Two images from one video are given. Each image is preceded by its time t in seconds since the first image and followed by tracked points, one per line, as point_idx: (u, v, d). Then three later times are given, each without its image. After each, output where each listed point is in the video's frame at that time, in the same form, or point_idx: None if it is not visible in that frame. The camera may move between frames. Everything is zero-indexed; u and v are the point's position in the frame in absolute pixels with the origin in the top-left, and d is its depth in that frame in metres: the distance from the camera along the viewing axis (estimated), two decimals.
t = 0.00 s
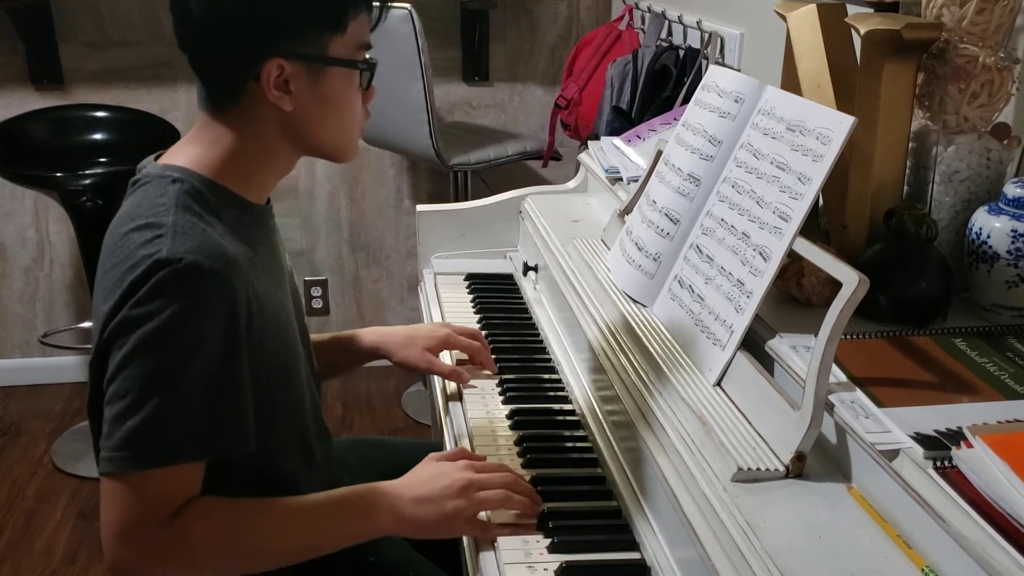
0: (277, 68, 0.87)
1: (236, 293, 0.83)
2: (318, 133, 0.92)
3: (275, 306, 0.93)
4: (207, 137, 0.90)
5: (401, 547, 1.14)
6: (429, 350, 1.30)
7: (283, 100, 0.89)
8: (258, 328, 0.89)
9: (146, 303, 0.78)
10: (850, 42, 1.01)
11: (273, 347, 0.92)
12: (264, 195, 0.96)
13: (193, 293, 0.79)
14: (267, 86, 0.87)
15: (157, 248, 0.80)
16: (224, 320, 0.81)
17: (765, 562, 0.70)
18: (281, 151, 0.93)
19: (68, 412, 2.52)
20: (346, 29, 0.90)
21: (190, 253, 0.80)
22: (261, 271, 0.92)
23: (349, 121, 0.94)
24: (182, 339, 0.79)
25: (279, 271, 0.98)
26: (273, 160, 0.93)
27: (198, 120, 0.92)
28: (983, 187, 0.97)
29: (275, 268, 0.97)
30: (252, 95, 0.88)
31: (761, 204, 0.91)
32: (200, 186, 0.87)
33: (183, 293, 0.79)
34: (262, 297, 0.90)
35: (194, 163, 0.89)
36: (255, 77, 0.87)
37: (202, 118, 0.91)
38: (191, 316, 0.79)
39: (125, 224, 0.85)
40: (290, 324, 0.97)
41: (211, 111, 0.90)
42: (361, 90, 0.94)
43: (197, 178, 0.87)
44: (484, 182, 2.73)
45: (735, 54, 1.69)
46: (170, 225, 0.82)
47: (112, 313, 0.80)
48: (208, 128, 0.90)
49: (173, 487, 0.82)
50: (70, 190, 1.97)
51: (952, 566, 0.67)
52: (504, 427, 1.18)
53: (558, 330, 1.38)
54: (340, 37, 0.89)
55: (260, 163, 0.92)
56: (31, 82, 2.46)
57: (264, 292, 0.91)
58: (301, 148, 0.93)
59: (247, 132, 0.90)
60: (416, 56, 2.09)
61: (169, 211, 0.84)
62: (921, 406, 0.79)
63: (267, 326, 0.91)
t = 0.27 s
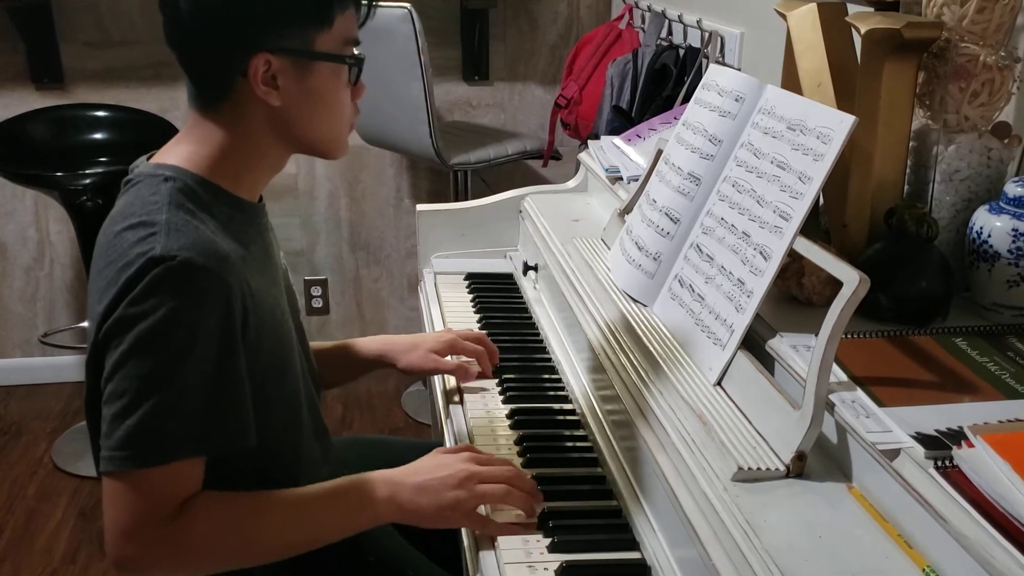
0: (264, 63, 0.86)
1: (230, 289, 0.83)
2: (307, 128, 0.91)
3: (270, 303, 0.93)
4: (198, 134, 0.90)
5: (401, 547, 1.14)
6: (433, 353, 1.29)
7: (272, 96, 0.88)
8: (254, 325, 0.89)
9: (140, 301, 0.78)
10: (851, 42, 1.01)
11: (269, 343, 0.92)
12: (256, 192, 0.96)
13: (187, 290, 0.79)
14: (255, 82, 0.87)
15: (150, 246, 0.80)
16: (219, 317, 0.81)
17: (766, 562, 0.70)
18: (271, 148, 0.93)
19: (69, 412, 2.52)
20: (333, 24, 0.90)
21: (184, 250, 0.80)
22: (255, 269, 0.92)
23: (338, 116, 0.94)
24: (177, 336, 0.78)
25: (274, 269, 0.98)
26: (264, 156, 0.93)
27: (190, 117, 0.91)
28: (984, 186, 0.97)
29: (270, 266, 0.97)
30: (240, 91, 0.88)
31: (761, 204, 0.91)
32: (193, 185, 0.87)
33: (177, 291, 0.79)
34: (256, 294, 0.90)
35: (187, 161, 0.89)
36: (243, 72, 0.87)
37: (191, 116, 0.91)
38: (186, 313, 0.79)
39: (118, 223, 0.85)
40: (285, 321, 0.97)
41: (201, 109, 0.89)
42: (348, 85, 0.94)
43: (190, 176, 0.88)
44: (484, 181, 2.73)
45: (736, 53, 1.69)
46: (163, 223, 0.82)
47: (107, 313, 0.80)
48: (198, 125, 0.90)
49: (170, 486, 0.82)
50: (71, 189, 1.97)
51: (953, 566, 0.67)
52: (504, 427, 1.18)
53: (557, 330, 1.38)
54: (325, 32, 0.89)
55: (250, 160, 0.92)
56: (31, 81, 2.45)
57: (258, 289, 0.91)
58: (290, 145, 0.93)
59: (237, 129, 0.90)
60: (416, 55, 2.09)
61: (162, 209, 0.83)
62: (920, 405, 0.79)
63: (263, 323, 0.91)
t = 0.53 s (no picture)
0: (262, 62, 0.87)
1: (228, 286, 0.83)
2: (306, 128, 0.91)
3: (268, 301, 0.93)
4: (198, 133, 0.90)
5: (402, 547, 1.14)
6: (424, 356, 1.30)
7: (270, 95, 0.88)
8: (252, 323, 0.89)
9: (139, 298, 0.78)
10: (851, 41, 1.01)
11: (267, 341, 0.92)
12: (254, 192, 0.96)
13: (186, 288, 0.79)
14: (253, 80, 0.87)
15: (149, 243, 0.80)
16: (217, 314, 0.82)
17: (765, 562, 0.70)
18: (269, 148, 0.93)
19: (69, 411, 2.52)
20: (333, 24, 0.90)
21: (183, 247, 0.80)
22: (254, 267, 0.92)
23: (337, 117, 0.94)
24: (175, 334, 0.79)
25: (272, 268, 0.99)
26: (263, 156, 0.93)
27: (189, 115, 0.92)
28: (984, 185, 0.97)
29: (268, 265, 0.97)
30: (238, 89, 0.88)
31: (762, 203, 0.91)
32: (192, 183, 0.87)
33: (175, 288, 0.79)
34: (255, 292, 0.90)
35: (187, 160, 0.89)
36: (241, 72, 0.87)
37: (191, 114, 0.91)
38: (184, 310, 0.79)
39: (116, 221, 0.85)
40: (284, 319, 0.97)
41: (201, 108, 0.90)
42: (348, 86, 0.94)
43: (188, 175, 0.88)
44: (484, 180, 2.73)
45: (736, 52, 1.69)
46: (162, 221, 0.82)
47: (105, 310, 0.80)
48: (197, 124, 0.90)
49: (168, 484, 0.82)
50: (71, 188, 1.97)
51: (954, 565, 0.67)
52: (504, 425, 1.18)
53: (558, 329, 1.38)
54: (326, 32, 0.89)
55: (248, 159, 0.92)
56: (31, 80, 2.46)
57: (257, 288, 0.91)
58: (289, 145, 0.93)
59: (236, 128, 0.90)
60: (416, 54, 2.09)
61: (161, 207, 0.84)
62: (921, 404, 0.79)
63: (261, 321, 0.91)
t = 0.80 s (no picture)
0: (271, 68, 0.87)
1: (236, 292, 0.83)
2: (314, 133, 0.92)
3: (274, 303, 0.93)
4: (205, 136, 0.90)
5: (403, 546, 1.14)
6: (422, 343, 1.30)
7: (278, 100, 0.89)
8: (258, 327, 0.90)
9: (148, 304, 0.78)
10: (851, 41, 1.01)
11: (273, 345, 0.92)
12: (261, 196, 0.96)
13: (194, 294, 0.79)
14: (262, 85, 0.87)
15: (158, 247, 0.80)
16: (225, 320, 0.82)
17: (766, 562, 0.70)
18: (277, 152, 0.93)
19: (70, 411, 2.53)
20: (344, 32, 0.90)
21: (191, 253, 0.80)
22: (260, 271, 0.92)
23: (345, 124, 0.94)
24: (184, 340, 0.79)
25: (278, 270, 0.99)
26: (270, 160, 0.93)
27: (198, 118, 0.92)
28: (983, 186, 0.97)
29: (273, 268, 0.97)
30: (246, 94, 0.88)
31: (761, 203, 0.92)
32: (200, 187, 0.88)
33: (184, 293, 0.79)
34: (261, 296, 0.90)
35: (194, 163, 0.89)
36: (251, 77, 0.87)
37: (199, 116, 0.91)
38: (192, 316, 0.79)
39: (124, 224, 0.85)
40: (289, 320, 0.97)
41: (209, 111, 0.90)
42: (357, 92, 0.94)
43: (196, 177, 0.88)
44: (485, 181, 2.74)
45: (736, 53, 1.69)
46: (170, 225, 0.82)
47: (114, 313, 0.80)
48: (205, 126, 0.90)
49: (174, 487, 0.82)
50: (72, 188, 1.97)
51: (953, 565, 0.67)
52: (504, 426, 1.18)
53: (558, 329, 1.38)
54: (335, 40, 0.89)
55: (255, 163, 0.92)
56: (32, 81, 2.46)
57: (263, 291, 0.91)
58: (297, 149, 0.93)
59: (244, 132, 0.90)
60: (417, 55, 2.09)
61: (169, 212, 0.84)
62: (921, 404, 0.79)
63: (267, 325, 0.91)
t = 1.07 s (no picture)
0: (278, 74, 0.87)
1: (241, 299, 0.83)
2: (320, 140, 0.92)
3: (277, 307, 0.94)
4: (211, 140, 0.91)
5: (403, 547, 1.14)
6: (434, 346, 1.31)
7: (285, 107, 0.89)
8: (262, 332, 0.90)
9: (154, 312, 0.79)
10: (851, 42, 1.02)
11: (277, 349, 0.93)
12: (266, 200, 0.97)
13: (199, 302, 0.80)
14: (269, 91, 0.88)
15: (162, 254, 0.81)
16: (230, 327, 0.82)
17: (765, 562, 0.70)
18: (284, 158, 0.93)
19: (70, 411, 2.53)
20: (352, 40, 0.90)
21: (196, 261, 0.80)
22: (263, 275, 0.93)
23: (352, 130, 0.94)
24: (189, 348, 0.79)
25: (280, 272, 0.99)
26: (276, 165, 0.94)
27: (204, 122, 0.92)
28: (982, 187, 0.97)
29: (277, 271, 0.98)
30: (253, 101, 0.88)
31: (760, 204, 0.92)
32: (204, 191, 0.88)
33: (189, 300, 0.79)
34: (265, 301, 0.90)
35: (200, 166, 0.90)
36: (258, 83, 0.87)
37: (206, 119, 0.91)
38: (197, 324, 0.79)
39: (129, 229, 0.85)
40: (291, 322, 0.98)
41: (216, 115, 0.90)
42: (364, 99, 0.95)
43: (201, 181, 0.88)
44: (485, 181, 2.74)
45: (736, 54, 1.69)
46: (175, 232, 0.82)
47: (119, 320, 0.80)
48: (213, 130, 0.91)
49: (182, 494, 0.83)
50: (73, 189, 1.98)
51: (951, 565, 0.68)
52: (505, 427, 1.18)
53: (558, 330, 1.38)
54: (342, 46, 0.90)
55: (262, 168, 0.93)
56: (32, 82, 2.46)
57: (266, 295, 0.91)
58: (303, 155, 0.94)
59: (250, 137, 0.90)
60: (418, 56, 2.10)
61: (173, 217, 0.84)
62: (920, 405, 0.80)
63: (271, 329, 0.91)
